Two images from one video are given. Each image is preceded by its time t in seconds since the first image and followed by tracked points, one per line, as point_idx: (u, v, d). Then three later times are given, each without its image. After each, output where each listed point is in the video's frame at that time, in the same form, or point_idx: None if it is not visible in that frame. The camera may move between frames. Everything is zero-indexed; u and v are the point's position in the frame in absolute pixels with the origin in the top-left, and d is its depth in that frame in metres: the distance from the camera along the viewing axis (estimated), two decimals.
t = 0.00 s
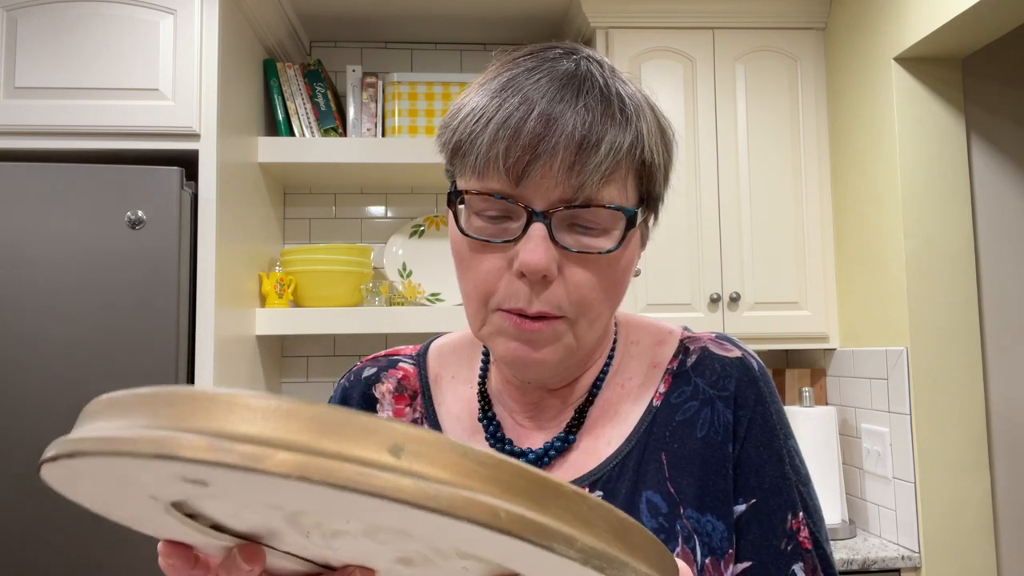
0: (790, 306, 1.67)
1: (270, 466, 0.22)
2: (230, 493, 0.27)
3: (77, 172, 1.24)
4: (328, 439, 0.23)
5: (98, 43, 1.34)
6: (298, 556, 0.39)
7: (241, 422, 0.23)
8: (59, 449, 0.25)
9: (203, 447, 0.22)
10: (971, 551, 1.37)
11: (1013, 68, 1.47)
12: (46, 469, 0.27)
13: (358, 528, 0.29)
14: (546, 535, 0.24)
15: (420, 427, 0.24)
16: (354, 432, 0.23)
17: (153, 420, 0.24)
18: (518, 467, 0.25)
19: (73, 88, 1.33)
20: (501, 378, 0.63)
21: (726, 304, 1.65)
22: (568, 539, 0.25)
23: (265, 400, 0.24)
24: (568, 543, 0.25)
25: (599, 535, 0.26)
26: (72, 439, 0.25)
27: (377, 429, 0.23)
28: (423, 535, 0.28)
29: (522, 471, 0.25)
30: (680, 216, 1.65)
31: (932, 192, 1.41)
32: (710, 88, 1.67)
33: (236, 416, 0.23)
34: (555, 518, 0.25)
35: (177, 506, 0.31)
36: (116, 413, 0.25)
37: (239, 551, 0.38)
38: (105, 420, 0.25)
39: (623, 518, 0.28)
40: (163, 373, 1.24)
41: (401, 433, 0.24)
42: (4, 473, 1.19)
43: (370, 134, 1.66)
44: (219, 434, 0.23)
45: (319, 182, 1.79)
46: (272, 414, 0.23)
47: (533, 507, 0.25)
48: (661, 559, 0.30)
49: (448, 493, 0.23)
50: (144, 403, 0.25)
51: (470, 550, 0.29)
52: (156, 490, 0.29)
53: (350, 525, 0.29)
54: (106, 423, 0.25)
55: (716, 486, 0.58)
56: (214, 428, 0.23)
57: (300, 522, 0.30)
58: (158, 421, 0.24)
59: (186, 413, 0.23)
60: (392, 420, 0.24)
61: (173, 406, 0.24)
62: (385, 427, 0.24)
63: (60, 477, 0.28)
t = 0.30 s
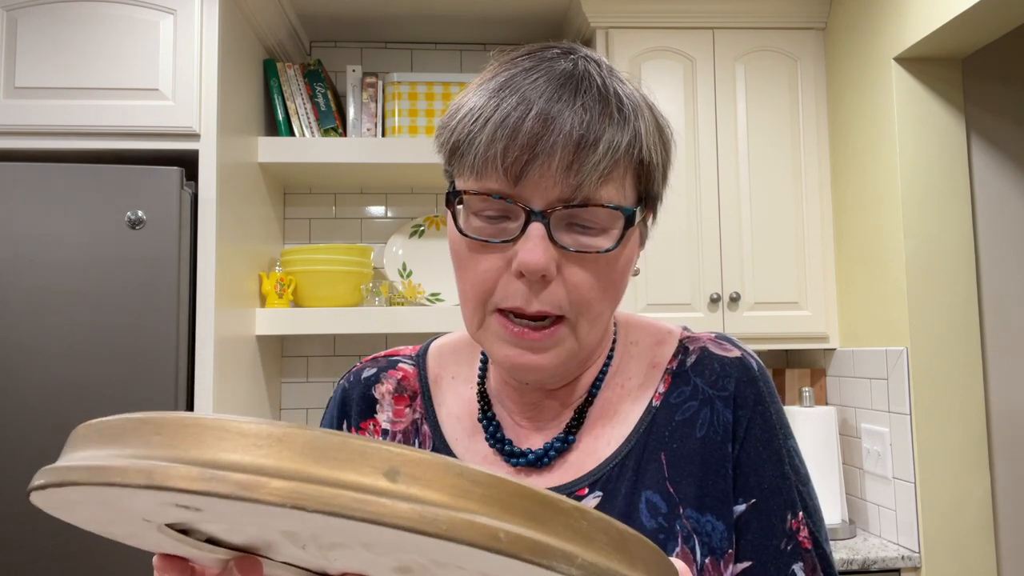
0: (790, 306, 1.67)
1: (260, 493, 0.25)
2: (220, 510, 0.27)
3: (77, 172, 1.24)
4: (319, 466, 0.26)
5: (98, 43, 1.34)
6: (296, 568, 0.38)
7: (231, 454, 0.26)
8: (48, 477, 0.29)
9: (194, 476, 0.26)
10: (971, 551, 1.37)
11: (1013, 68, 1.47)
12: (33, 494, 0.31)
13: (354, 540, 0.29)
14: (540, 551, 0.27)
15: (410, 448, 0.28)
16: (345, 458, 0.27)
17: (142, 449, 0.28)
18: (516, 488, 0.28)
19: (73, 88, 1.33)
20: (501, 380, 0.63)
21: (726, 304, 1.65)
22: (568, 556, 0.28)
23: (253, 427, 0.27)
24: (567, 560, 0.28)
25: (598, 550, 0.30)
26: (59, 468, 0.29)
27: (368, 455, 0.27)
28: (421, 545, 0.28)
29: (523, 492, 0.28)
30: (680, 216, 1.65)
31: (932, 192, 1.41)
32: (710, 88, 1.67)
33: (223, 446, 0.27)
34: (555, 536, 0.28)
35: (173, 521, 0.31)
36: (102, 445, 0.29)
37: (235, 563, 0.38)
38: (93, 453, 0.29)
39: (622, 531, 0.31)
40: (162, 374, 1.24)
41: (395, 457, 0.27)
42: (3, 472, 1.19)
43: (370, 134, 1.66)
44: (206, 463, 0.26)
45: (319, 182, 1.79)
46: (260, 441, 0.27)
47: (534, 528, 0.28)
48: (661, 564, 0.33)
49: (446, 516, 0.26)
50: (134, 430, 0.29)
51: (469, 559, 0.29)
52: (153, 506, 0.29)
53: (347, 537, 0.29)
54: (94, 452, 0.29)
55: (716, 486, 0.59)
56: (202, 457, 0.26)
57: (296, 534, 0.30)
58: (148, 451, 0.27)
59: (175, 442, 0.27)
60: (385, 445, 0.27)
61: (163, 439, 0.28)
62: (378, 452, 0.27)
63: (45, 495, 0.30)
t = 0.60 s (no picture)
0: (790, 306, 1.67)
1: (253, 517, 0.26)
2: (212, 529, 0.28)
3: (77, 172, 1.24)
4: (313, 487, 0.27)
5: (98, 43, 1.34)
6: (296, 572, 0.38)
7: (222, 478, 0.27)
8: (42, 500, 0.30)
9: (186, 501, 0.26)
10: (971, 551, 1.37)
11: (1013, 67, 1.47)
12: (29, 514, 0.31)
13: (351, 552, 0.29)
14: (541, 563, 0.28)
15: (405, 467, 0.29)
16: (339, 479, 0.27)
17: (136, 471, 0.28)
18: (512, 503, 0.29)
19: (73, 88, 1.33)
20: (502, 379, 0.63)
21: (726, 304, 1.65)
22: (567, 568, 0.29)
23: (245, 446, 0.28)
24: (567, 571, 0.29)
25: (598, 560, 0.30)
26: (54, 489, 0.30)
27: (362, 475, 0.28)
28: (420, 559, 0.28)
29: (519, 507, 0.29)
30: (680, 215, 1.65)
31: (932, 192, 1.41)
32: (710, 89, 1.67)
33: (214, 469, 0.27)
34: (554, 549, 0.29)
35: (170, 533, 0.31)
36: (94, 468, 0.30)
37: (233, 569, 0.38)
38: (86, 475, 0.30)
39: (622, 540, 0.32)
40: (162, 375, 1.24)
41: (390, 476, 0.28)
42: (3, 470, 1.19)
43: (370, 134, 1.66)
44: (198, 486, 0.27)
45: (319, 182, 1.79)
46: (253, 462, 0.27)
47: (531, 543, 0.29)
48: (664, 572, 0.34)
49: (443, 535, 0.27)
50: (127, 452, 0.29)
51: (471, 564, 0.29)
52: (152, 522, 0.29)
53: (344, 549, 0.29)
54: (88, 474, 0.30)
55: (716, 486, 0.59)
56: (194, 481, 0.27)
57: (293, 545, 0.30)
58: (142, 475, 0.28)
59: (167, 466, 0.28)
60: (380, 465, 0.28)
61: (155, 462, 0.28)
62: (374, 471, 0.28)
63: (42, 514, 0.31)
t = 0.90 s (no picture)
0: (790, 306, 1.67)
1: (259, 517, 0.26)
2: (217, 528, 0.28)
3: (77, 172, 1.24)
4: (319, 488, 0.28)
5: (98, 42, 1.34)
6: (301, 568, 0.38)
7: (229, 476, 0.27)
8: (50, 495, 0.30)
9: (193, 499, 0.27)
10: (971, 551, 1.37)
11: (1013, 68, 1.47)
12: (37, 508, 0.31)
13: (355, 551, 0.29)
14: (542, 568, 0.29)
15: (411, 471, 0.29)
16: (345, 481, 0.28)
17: (144, 469, 0.29)
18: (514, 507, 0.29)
19: (73, 88, 1.33)
20: (502, 379, 0.63)
21: (726, 304, 1.65)
22: None
23: (252, 448, 0.28)
24: None
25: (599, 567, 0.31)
26: (63, 484, 0.30)
27: (369, 479, 0.28)
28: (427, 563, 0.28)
29: (522, 513, 0.30)
30: (680, 215, 1.65)
31: (932, 192, 1.41)
32: (710, 89, 1.67)
33: (222, 468, 0.27)
34: (555, 555, 0.30)
35: (177, 529, 0.31)
36: (103, 464, 0.30)
37: (241, 564, 0.38)
38: (93, 472, 0.30)
39: (625, 547, 0.32)
40: (162, 375, 1.24)
41: (395, 479, 0.28)
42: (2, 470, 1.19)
43: (370, 134, 1.66)
44: (205, 485, 0.27)
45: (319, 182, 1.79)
46: (260, 463, 0.28)
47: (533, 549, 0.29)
48: None
49: (446, 540, 0.27)
50: (135, 451, 0.29)
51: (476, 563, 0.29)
52: (160, 519, 0.29)
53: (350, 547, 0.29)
54: (96, 470, 0.30)
55: (716, 487, 0.59)
56: (201, 480, 0.27)
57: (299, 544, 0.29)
58: (150, 472, 0.28)
59: (175, 464, 0.28)
60: (385, 468, 0.29)
61: (162, 460, 0.28)
62: (380, 474, 0.28)
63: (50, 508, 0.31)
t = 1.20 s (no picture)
0: (790, 306, 1.67)
1: (279, 462, 0.23)
2: (237, 477, 0.25)
3: (77, 172, 1.24)
4: (334, 436, 0.24)
5: (98, 42, 1.34)
6: (305, 548, 0.39)
7: (251, 420, 0.24)
8: (69, 441, 0.27)
9: (215, 443, 0.23)
10: (971, 551, 1.37)
11: (1013, 67, 1.47)
12: (56, 458, 0.28)
13: (367, 522, 0.29)
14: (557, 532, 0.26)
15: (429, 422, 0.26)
16: (360, 431, 0.24)
17: (161, 413, 0.25)
18: (527, 467, 0.26)
19: (73, 88, 1.33)
20: (502, 378, 0.63)
21: (726, 304, 1.65)
22: (578, 539, 0.26)
23: (274, 397, 0.25)
24: (578, 542, 0.26)
25: (610, 536, 0.28)
26: (80, 432, 0.27)
27: (386, 430, 0.25)
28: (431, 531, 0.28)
29: (536, 471, 0.26)
30: (680, 216, 1.65)
31: (932, 192, 1.41)
32: (710, 89, 1.67)
33: (243, 414, 0.24)
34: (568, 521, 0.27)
35: (195, 486, 0.28)
36: (124, 407, 0.27)
37: (248, 542, 0.38)
38: (114, 415, 0.27)
39: (632, 520, 0.29)
40: (162, 375, 1.24)
41: (411, 432, 0.25)
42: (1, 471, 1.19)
43: (370, 134, 1.66)
44: (228, 430, 0.24)
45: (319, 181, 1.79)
46: (279, 412, 0.24)
47: (545, 507, 0.26)
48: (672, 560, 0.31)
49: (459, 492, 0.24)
50: (154, 396, 0.26)
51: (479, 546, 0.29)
52: (178, 469, 0.26)
53: (359, 518, 0.29)
54: (114, 416, 0.27)
55: (718, 483, 0.58)
56: (223, 424, 0.24)
57: (308, 515, 0.30)
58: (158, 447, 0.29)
59: (195, 410, 0.25)
60: (401, 419, 0.25)
61: (184, 401, 0.25)
62: (393, 425, 0.25)
63: (67, 458, 0.27)
